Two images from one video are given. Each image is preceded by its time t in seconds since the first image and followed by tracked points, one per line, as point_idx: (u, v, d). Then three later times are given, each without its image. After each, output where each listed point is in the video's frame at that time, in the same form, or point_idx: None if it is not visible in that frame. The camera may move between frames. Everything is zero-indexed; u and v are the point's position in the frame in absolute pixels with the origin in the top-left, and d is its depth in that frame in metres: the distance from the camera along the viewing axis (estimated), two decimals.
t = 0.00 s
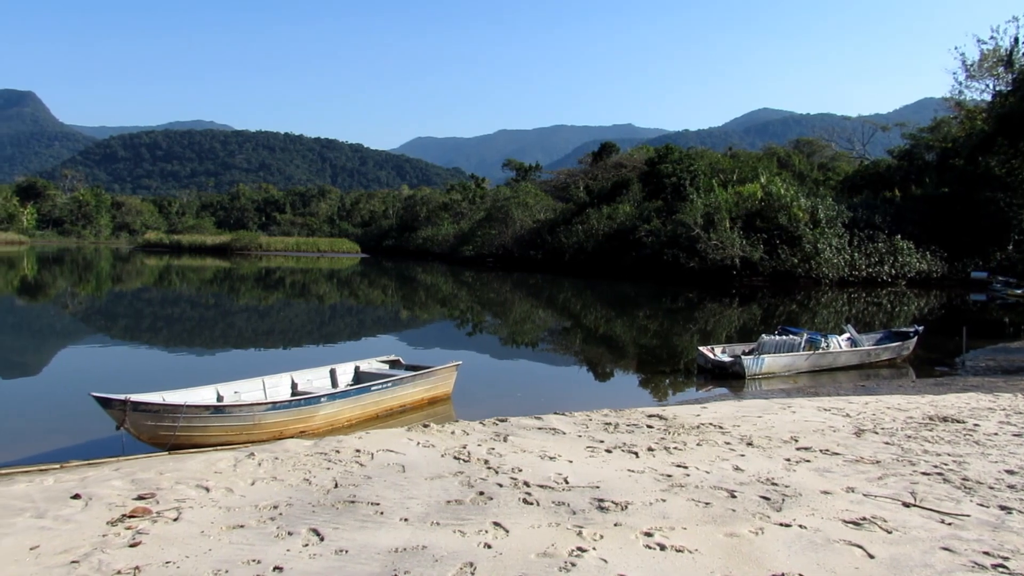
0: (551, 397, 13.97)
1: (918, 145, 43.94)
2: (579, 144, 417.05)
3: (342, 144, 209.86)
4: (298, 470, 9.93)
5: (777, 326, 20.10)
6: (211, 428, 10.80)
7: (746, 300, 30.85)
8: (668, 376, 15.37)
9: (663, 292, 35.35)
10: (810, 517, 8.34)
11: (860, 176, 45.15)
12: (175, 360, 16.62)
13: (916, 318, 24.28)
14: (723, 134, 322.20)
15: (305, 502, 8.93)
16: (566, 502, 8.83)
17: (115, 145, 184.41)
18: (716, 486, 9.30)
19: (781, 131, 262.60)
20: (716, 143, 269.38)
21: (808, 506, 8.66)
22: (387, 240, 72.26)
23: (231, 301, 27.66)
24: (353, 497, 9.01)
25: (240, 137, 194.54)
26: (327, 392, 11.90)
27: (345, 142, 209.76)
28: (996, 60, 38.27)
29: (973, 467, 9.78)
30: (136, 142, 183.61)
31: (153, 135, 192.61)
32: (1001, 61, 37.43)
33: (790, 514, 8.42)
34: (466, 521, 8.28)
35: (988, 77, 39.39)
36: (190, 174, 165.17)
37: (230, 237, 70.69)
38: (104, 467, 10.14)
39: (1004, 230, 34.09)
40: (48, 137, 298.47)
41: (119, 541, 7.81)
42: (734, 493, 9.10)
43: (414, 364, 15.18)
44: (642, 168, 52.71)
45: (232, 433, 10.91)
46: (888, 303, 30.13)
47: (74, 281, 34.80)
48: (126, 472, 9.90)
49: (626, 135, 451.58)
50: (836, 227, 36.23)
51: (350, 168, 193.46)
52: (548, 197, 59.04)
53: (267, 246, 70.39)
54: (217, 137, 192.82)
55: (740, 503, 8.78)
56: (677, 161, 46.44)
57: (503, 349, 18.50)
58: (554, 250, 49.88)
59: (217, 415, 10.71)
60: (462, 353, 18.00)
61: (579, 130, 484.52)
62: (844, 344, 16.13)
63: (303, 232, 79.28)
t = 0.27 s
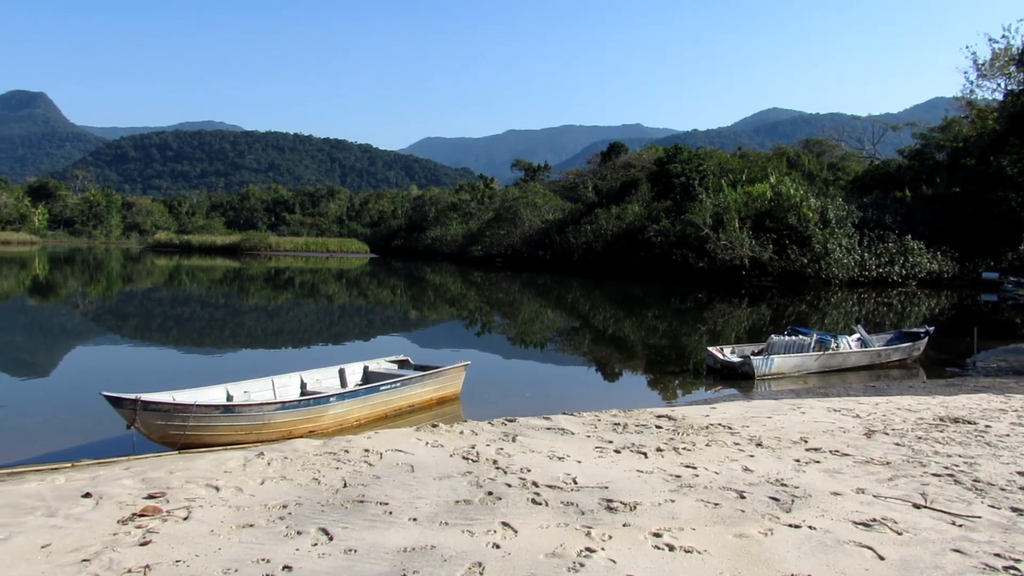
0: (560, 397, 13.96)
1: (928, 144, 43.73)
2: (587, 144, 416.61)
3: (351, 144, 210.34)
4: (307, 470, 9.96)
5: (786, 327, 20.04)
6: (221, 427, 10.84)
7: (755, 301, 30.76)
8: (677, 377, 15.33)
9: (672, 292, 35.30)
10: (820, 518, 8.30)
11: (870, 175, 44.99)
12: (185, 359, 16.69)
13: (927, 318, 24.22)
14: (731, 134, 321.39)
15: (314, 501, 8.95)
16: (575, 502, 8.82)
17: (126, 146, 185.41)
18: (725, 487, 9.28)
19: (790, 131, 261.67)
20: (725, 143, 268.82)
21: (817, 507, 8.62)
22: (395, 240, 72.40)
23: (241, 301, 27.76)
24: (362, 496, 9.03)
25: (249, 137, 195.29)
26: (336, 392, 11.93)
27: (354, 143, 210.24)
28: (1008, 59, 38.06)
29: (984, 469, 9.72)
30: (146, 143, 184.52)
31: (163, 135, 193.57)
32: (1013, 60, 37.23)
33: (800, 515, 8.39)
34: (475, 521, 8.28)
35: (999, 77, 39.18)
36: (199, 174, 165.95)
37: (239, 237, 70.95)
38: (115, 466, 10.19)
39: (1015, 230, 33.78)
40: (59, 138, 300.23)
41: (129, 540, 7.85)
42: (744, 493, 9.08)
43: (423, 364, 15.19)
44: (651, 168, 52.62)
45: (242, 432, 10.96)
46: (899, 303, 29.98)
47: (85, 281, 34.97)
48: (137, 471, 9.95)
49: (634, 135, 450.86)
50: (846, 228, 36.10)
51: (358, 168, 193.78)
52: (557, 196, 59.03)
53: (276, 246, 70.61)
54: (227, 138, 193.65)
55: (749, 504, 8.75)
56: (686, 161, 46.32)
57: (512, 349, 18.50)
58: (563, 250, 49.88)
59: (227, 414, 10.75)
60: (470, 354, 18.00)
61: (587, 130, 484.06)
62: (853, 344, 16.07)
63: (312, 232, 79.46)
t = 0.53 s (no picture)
0: (568, 397, 13.95)
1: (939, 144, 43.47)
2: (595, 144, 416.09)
3: (359, 144, 210.79)
4: (316, 469, 9.98)
5: (796, 328, 19.98)
6: (230, 427, 10.87)
7: (764, 301, 30.68)
8: (686, 377, 15.31)
9: (681, 292, 35.23)
10: (829, 520, 8.27)
11: (881, 175, 44.86)
12: (195, 359, 16.77)
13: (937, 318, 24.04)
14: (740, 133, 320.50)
15: (323, 501, 8.97)
16: (583, 503, 8.81)
17: (136, 146, 186.27)
18: (735, 488, 9.25)
19: (800, 131, 260.73)
20: (734, 143, 268.22)
21: (827, 509, 8.59)
22: (404, 240, 72.52)
23: (250, 301, 27.83)
24: (371, 496, 9.04)
25: (258, 138, 195.94)
26: (345, 391, 11.95)
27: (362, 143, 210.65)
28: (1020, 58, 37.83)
29: (996, 471, 9.66)
30: (156, 143, 185.34)
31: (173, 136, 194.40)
32: None
33: (809, 517, 8.35)
34: (483, 521, 8.29)
35: (1011, 76, 38.93)
36: (209, 174, 166.58)
37: (249, 237, 71.17)
38: (125, 465, 10.24)
39: None
40: (70, 138, 302.06)
41: (139, 539, 7.88)
42: (753, 494, 9.05)
43: (431, 364, 15.20)
44: (659, 168, 52.54)
45: (251, 432, 10.98)
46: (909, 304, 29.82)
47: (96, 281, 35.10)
48: (147, 470, 9.99)
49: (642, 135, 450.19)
50: (855, 228, 35.95)
51: (367, 168, 194.08)
52: (566, 196, 59.00)
53: (285, 246, 70.81)
54: (236, 138, 194.38)
55: (759, 505, 8.72)
56: (695, 161, 46.21)
57: (521, 349, 18.52)
58: (572, 250, 49.85)
59: (236, 414, 10.78)
60: (479, 354, 18.01)
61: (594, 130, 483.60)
62: (863, 345, 16.00)
63: (321, 233, 79.65)
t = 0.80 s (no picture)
0: (577, 397, 13.94)
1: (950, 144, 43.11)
2: (604, 143, 415.47)
3: (368, 144, 211.18)
4: (325, 469, 10.00)
5: (805, 328, 19.92)
6: (240, 426, 10.90)
7: (773, 301, 30.63)
8: (695, 378, 15.28)
9: (689, 292, 35.17)
10: (839, 521, 8.23)
11: (892, 175, 44.71)
12: (205, 358, 16.83)
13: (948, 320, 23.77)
14: (749, 133, 319.48)
15: (332, 500, 8.99)
16: (592, 503, 8.80)
17: (146, 147, 187.23)
18: (744, 489, 9.23)
19: (809, 130, 259.76)
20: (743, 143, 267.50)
21: (837, 510, 8.55)
22: (413, 240, 72.67)
23: (259, 301, 27.92)
24: (380, 496, 9.05)
25: (268, 138, 196.63)
26: (354, 391, 11.98)
27: (371, 144, 211.06)
28: None
29: (1007, 472, 9.60)
30: (167, 144, 186.25)
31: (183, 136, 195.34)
32: None
33: (819, 518, 8.32)
34: (491, 521, 8.29)
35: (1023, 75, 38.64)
36: (219, 174, 167.27)
37: (258, 237, 71.43)
38: (135, 464, 10.29)
39: None
40: (82, 138, 303.94)
41: (149, 537, 7.91)
42: (762, 495, 9.02)
43: (440, 364, 15.21)
44: (668, 168, 52.43)
45: (260, 431, 11.01)
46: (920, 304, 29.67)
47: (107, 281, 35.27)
48: (157, 469, 10.04)
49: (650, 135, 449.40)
50: (865, 228, 35.81)
51: (375, 168, 194.45)
52: (574, 196, 58.96)
53: (294, 246, 71.04)
54: (245, 139, 195.14)
55: (768, 506, 8.69)
56: (704, 161, 46.10)
57: (529, 350, 18.53)
58: (580, 250, 49.83)
59: (246, 413, 10.82)
60: (488, 354, 18.02)
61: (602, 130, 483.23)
62: (874, 346, 15.93)
63: (330, 233, 79.86)
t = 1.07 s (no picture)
0: (586, 398, 13.93)
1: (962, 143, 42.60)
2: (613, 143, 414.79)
3: (377, 144, 211.61)
4: (335, 468, 10.04)
5: (816, 329, 19.84)
6: (249, 425, 10.95)
7: (782, 301, 30.60)
8: (704, 378, 15.24)
9: (698, 292, 35.09)
10: (850, 522, 8.20)
11: (903, 174, 44.55)
12: (215, 358, 16.90)
13: (958, 321, 23.51)
14: (758, 132, 318.63)
15: (341, 500, 9.02)
16: (601, 503, 8.79)
17: (157, 147, 188.44)
18: (754, 489, 9.20)
19: (819, 130, 258.67)
20: (753, 142, 266.84)
21: (847, 511, 8.52)
22: (422, 241, 72.84)
23: (269, 301, 28.01)
24: (389, 495, 9.07)
25: (277, 138, 197.39)
26: (363, 391, 12.00)
27: (380, 144, 211.48)
28: None
29: (1021, 474, 9.52)
30: (177, 145, 187.28)
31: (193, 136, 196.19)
32: None
33: (829, 519, 8.29)
34: (500, 521, 8.29)
35: None
36: (229, 174, 168.14)
37: (268, 237, 71.71)
38: (146, 463, 10.34)
39: None
40: (93, 139, 305.94)
41: (160, 536, 7.95)
42: (772, 496, 8.99)
43: (449, 364, 15.23)
44: (678, 168, 52.31)
45: (270, 431, 11.04)
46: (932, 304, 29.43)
47: (118, 281, 35.41)
48: (167, 468, 10.09)
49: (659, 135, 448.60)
50: (876, 228, 35.63)
51: (384, 168, 194.86)
52: (583, 197, 58.91)
53: (304, 246, 71.27)
54: (255, 139, 195.90)
55: (778, 507, 8.67)
56: (714, 161, 45.95)
57: (538, 350, 18.54)
58: (589, 250, 49.80)
59: (255, 413, 10.85)
60: (497, 354, 18.04)
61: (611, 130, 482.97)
62: (884, 346, 15.85)
63: (339, 233, 80.08)
